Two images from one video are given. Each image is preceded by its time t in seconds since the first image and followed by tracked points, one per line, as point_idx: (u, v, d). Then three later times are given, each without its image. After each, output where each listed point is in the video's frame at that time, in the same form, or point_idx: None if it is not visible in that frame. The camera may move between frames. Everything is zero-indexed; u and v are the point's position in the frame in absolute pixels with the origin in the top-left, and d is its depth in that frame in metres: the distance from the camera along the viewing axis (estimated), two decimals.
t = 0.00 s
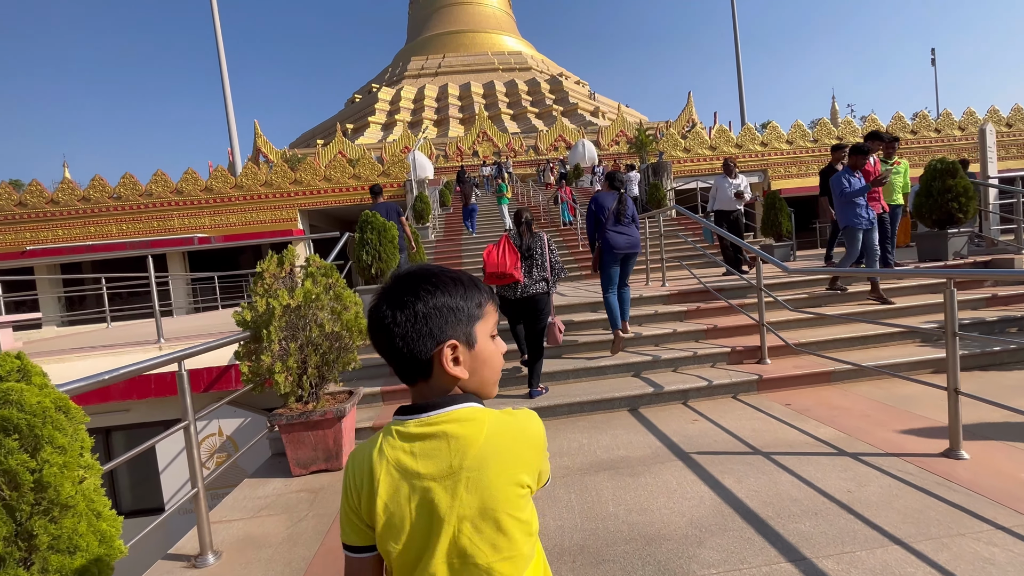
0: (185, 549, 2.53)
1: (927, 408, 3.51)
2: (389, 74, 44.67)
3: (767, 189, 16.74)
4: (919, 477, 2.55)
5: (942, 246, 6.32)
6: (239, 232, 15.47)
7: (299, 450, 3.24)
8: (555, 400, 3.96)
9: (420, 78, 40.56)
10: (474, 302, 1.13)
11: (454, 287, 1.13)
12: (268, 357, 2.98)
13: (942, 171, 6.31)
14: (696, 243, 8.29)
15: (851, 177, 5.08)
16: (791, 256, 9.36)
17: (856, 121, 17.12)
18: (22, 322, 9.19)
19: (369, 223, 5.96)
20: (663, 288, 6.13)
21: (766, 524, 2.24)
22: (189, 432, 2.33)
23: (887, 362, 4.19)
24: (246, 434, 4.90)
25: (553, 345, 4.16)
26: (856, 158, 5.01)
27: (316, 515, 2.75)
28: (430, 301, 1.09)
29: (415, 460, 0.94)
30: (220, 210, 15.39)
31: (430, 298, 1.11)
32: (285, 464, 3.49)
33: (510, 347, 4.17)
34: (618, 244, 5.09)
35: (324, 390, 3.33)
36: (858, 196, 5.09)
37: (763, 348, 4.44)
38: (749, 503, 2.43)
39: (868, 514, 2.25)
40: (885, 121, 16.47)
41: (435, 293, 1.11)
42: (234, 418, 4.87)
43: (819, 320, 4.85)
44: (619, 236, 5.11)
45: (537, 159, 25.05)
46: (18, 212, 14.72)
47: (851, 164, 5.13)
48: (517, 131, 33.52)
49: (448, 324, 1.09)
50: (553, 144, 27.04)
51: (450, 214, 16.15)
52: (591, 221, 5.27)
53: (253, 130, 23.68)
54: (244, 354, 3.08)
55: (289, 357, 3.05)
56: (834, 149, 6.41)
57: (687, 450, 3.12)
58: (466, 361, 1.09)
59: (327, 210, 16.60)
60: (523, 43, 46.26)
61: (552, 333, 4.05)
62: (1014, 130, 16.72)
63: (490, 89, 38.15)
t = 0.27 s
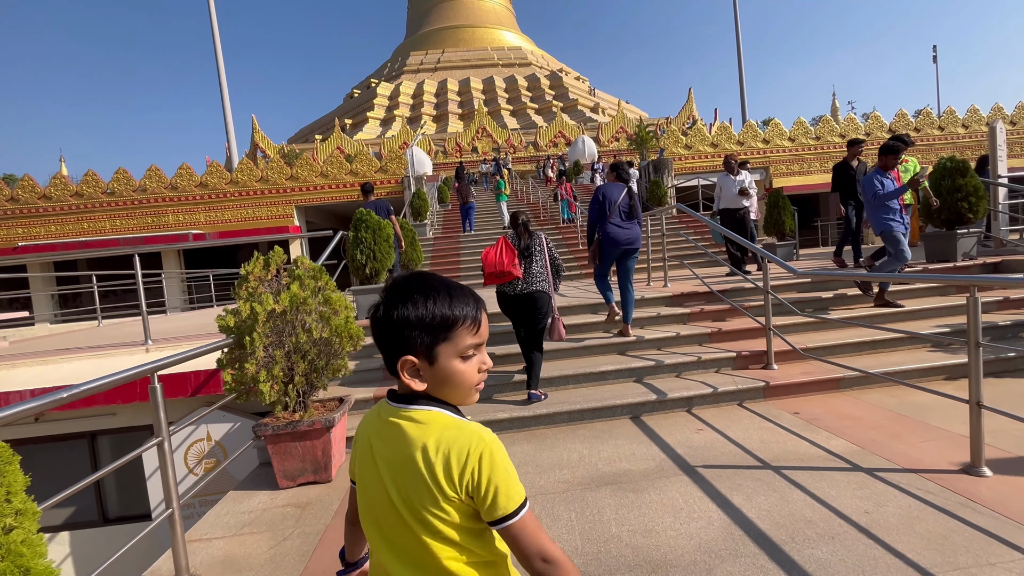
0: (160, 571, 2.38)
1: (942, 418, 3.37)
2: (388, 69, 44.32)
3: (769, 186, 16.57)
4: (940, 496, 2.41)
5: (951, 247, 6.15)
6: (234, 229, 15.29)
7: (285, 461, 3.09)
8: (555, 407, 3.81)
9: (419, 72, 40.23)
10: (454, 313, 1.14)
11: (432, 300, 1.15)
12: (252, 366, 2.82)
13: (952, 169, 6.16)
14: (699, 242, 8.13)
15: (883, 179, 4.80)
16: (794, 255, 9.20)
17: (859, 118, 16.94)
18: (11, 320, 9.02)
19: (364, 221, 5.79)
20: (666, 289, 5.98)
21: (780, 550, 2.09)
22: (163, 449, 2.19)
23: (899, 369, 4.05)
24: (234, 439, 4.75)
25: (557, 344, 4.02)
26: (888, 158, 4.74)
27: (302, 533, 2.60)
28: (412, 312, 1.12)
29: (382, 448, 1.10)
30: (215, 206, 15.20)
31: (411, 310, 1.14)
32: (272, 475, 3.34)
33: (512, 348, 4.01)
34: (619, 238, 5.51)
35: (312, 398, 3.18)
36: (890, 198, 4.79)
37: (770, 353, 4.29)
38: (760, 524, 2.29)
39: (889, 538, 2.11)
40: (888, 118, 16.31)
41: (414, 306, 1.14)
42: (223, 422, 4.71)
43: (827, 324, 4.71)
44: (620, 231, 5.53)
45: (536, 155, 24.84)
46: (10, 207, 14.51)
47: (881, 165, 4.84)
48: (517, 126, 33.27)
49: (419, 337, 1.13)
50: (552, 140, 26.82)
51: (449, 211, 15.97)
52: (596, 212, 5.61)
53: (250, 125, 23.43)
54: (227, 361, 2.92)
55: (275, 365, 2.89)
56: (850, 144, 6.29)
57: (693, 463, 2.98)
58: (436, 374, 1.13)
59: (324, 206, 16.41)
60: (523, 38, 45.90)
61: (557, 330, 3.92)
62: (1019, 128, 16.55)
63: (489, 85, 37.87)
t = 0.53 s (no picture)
0: None
1: (959, 438, 3.25)
2: (388, 66, 44.07)
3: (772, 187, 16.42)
4: (965, 530, 2.29)
5: (961, 254, 6.01)
6: (232, 229, 15.15)
7: (278, 484, 2.97)
8: (558, 424, 3.69)
9: (419, 70, 39.99)
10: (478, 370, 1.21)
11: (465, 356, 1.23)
12: (242, 387, 2.70)
13: (963, 174, 6.05)
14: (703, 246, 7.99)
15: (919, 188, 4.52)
16: (799, 259, 9.07)
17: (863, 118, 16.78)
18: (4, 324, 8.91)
19: (361, 227, 5.66)
20: (670, 297, 5.85)
21: None
22: (145, 482, 2.11)
23: (912, 383, 3.93)
24: (228, 452, 4.64)
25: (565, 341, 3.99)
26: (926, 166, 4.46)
27: (293, 564, 2.49)
28: (448, 366, 1.22)
29: (410, 468, 1.25)
30: (213, 206, 15.06)
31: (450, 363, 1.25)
32: (264, 496, 3.22)
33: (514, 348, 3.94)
34: (621, 247, 5.41)
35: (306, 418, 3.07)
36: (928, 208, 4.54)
37: (779, 366, 4.17)
38: (775, 561, 2.17)
39: None
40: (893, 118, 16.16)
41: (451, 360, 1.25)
42: (216, 435, 4.60)
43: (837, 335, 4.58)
44: (623, 239, 5.44)
45: (537, 154, 24.67)
46: (5, 206, 14.37)
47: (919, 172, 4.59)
48: (517, 124, 33.08)
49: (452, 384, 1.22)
50: (553, 138, 26.65)
51: (449, 211, 15.83)
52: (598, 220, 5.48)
53: (249, 122, 23.25)
54: (217, 382, 2.80)
55: (266, 385, 2.78)
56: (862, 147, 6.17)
57: (701, 487, 2.86)
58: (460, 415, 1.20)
59: (323, 206, 16.28)
60: (524, 36, 45.62)
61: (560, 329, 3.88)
62: None
63: (490, 82, 37.65)
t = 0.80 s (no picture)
0: None
1: (984, 447, 3.09)
2: (387, 66, 43.92)
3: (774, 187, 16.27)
4: (1003, 550, 2.13)
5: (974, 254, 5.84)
6: (228, 229, 14.98)
7: (266, 498, 2.80)
8: (561, 431, 3.52)
9: (418, 70, 39.84)
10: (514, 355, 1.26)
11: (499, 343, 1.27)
12: (226, 396, 2.53)
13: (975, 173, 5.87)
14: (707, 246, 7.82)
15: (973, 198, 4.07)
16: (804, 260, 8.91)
17: (865, 118, 16.66)
18: None
19: (358, 226, 5.50)
20: (675, 298, 5.70)
21: None
22: (116, 501, 1.95)
23: (931, 389, 3.77)
24: (218, 460, 4.47)
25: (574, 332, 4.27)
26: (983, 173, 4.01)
27: None
28: (485, 348, 1.29)
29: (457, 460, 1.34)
30: (209, 206, 14.89)
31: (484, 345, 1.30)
32: (251, 510, 3.05)
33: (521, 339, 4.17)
34: (622, 248, 5.25)
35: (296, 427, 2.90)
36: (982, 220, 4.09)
37: (791, 371, 4.01)
38: None
39: None
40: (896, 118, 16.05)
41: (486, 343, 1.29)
42: (206, 442, 4.42)
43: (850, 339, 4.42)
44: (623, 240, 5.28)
45: (536, 155, 24.52)
46: None
47: (974, 178, 4.14)
48: (517, 125, 32.93)
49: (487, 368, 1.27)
50: (553, 139, 26.47)
51: (447, 212, 15.67)
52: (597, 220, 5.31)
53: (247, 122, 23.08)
54: (200, 390, 2.63)
55: (253, 392, 2.61)
56: (869, 144, 5.94)
57: (715, 501, 2.69)
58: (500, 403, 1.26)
59: (321, 206, 16.11)
60: (523, 36, 45.50)
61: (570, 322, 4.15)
62: None
63: (489, 83, 37.52)
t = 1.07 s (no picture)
0: None
1: (1019, 464, 2.91)
2: (383, 72, 43.82)
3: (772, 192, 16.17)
4: None
5: (986, 260, 5.72)
6: (220, 234, 14.71)
7: (250, 525, 2.58)
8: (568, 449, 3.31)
9: (414, 76, 39.75)
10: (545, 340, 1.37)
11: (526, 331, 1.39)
12: (206, 416, 2.29)
13: (985, 177, 5.77)
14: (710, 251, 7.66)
15: None
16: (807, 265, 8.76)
17: (863, 123, 16.64)
18: None
19: (352, 231, 5.26)
20: (681, 305, 5.51)
21: None
22: (72, 540, 1.77)
23: (955, 401, 3.58)
24: (203, 478, 4.21)
25: (575, 335, 4.42)
26: None
27: None
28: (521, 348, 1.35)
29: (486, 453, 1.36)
30: (200, 210, 14.62)
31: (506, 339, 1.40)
32: (235, 537, 2.81)
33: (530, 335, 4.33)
34: (620, 252, 5.06)
35: (283, 448, 2.68)
36: None
37: (807, 382, 3.82)
38: None
39: None
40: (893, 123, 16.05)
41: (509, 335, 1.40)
42: (190, 459, 4.17)
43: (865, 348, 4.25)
44: (621, 243, 5.07)
45: (533, 160, 24.41)
46: None
47: None
48: (513, 131, 32.85)
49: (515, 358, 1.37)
50: (549, 144, 26.37)
51: (444, 217, 15.48)
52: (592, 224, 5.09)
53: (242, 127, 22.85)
54: (177, 409, 2.39)
55: (235, 410, 2.38)
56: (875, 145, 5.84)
57: (738, 526, 2.49)
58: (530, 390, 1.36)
59: (315, 211, 15.87)
60: (519, 42, 45.57)
61: (576, 325, 4.28)
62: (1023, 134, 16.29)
63: (485, 88, 37.49)
